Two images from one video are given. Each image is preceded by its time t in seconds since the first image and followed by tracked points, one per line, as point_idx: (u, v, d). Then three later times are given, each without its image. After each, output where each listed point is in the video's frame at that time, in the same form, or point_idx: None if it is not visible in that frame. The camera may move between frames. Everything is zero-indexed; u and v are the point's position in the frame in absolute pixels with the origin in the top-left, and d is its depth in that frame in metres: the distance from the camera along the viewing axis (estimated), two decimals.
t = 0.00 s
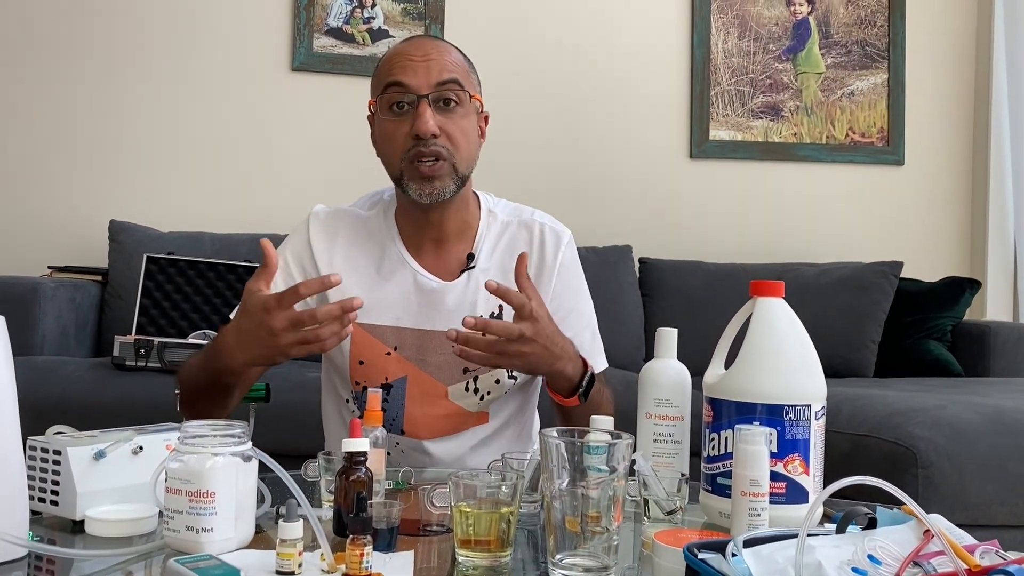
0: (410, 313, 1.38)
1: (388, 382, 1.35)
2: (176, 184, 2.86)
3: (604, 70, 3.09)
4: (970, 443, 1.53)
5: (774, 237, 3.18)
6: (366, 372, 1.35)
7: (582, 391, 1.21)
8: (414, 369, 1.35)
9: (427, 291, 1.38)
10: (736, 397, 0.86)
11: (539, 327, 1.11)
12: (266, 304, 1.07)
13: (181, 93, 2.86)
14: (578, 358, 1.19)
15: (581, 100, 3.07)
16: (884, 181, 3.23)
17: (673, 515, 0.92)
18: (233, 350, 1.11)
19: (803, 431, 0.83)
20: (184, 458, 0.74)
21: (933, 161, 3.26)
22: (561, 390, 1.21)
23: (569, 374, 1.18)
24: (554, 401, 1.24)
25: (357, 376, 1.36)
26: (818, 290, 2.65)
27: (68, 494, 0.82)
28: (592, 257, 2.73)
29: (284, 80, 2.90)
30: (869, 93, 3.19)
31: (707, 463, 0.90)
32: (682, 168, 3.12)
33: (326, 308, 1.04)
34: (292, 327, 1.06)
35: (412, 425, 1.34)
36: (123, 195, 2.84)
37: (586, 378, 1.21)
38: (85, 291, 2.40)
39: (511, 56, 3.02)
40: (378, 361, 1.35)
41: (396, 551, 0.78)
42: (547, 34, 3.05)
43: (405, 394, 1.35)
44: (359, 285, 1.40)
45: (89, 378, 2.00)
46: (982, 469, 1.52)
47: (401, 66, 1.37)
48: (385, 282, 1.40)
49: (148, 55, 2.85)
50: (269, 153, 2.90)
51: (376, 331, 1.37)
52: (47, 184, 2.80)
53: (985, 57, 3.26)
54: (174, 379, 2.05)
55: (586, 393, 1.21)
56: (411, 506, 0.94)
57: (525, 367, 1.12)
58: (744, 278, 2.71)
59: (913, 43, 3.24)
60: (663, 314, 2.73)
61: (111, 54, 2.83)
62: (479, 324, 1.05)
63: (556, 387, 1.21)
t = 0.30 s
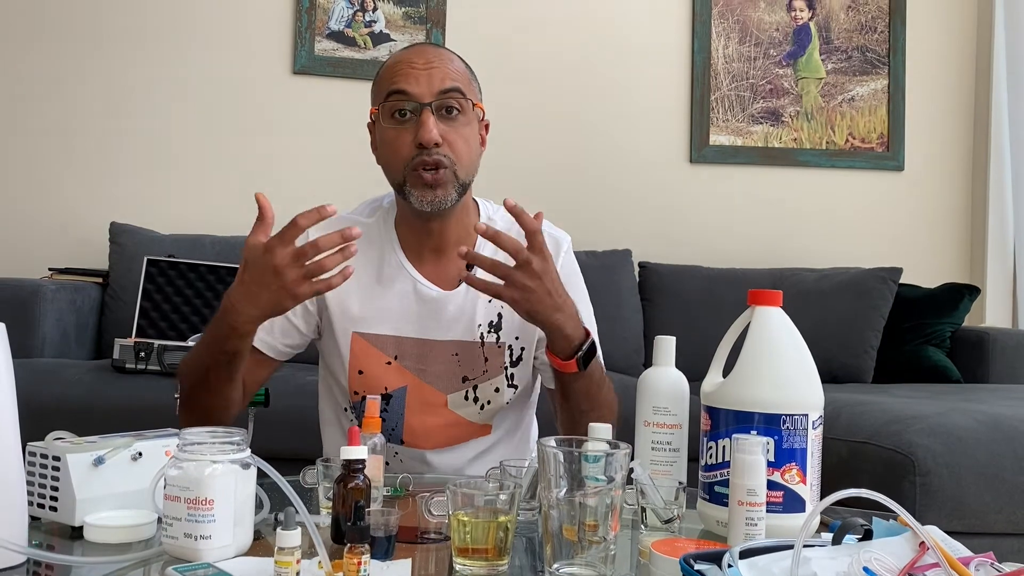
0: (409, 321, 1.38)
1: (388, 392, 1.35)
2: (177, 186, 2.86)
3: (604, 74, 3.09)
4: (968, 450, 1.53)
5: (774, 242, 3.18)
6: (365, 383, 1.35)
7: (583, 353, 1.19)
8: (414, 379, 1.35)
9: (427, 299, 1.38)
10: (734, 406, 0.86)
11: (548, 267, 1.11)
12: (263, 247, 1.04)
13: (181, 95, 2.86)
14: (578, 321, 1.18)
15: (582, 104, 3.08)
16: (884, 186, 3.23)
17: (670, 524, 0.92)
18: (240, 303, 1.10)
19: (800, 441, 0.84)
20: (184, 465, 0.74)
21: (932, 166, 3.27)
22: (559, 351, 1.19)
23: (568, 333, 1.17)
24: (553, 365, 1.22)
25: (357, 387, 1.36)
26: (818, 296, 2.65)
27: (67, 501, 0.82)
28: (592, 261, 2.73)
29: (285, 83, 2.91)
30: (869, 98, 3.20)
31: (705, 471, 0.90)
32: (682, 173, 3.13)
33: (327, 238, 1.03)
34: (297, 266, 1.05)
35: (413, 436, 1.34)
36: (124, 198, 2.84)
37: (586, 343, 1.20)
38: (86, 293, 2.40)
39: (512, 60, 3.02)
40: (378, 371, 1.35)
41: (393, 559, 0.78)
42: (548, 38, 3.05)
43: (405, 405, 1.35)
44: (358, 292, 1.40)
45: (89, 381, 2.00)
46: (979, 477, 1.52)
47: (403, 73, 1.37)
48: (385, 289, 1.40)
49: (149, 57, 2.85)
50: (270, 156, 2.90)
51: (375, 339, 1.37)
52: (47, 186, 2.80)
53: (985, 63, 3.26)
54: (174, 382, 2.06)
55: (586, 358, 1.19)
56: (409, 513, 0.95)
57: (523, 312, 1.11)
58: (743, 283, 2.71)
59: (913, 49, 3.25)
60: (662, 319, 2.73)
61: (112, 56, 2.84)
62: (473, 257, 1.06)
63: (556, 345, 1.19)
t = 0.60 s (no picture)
0: (409, 328, 1.38)
1: (387, 400, 1.34)
2: (177, 189, 2.86)
3: (605, 78, 3.09)
4: (968, 458, 1.53)
5: (773, 247, 3.18)
6: (365, 390, 1.35)
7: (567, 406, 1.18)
8: (414, 387, 1.35)
9: (427, 307, 1.38)
10: (735, 414, 0.86)
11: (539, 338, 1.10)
12: (241, 317, 1.06)
13: (182, 98, 2.86)
14: (565, 371, 1.17)
15: (582, 108, 3.08)
16: (884, 191, 3.23)
17: (670, 532, 0.92)
18: (229, 364, 1.12)
19: (800, 450, 0.83)
20: (182, 472, 0.74)
21: (932, 172, 3.27)
22: (544, 402, 1.18)
23: (553, 387, 1.16)
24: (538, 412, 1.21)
25: (356, 394, 1.35)
26: (817, 302, 2.65)
27: (65, 507, 0.82)
28: (592, 265, 2.73)
29: (285, 87, 2.91)
30: (869, 104, 3.20)
31: (705, 480, 0.90)
32: (682, 178, 3.13)
33: (293, 311, 1.04)
34: (272, 338, 1.06)
35: (411, 444, 1.34)
36: (124, 200, 2.84)
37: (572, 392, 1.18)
38: (85, 296, 2.40)
39: (512, 64, 3.03)
40: (377, 379, 1.35)
41: (392, 568, 0.78)
42: (549, 42, 3.05)
43: (404, 413, 1.34)
44: (359, 300, 1.40)
45: (88, 384, 2.00)
46: (979, 484, 1.52)
47: (404, 80, 1.37)
48: (385, 297, 1.40)
49: (150, 60, 2.85)
50: (270, 159, 2.90)
51: (374, 345, 1.36)
52: (47, 188, 2.80)
53: (986, 68, 3.26)
54: (173, 385, 2.05)
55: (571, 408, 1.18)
56: (409, 520, 0.95)
57: (508, 372, 1.11)
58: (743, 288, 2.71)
59: (914, 54, 3.25)
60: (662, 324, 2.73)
61: (113, 59, 2.83)
62: (458, 329, 1.06)
63: (539, 398, 1.18)
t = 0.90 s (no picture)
0: (409, 327, 1.38)
1: (387, 399, 1.34)
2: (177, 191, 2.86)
3: (605, 82, 3.10)
4: (968, 463, 1.53)
5: (773, 250, 3.18)
6: (365, 389, 1.35)
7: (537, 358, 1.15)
8: (414, 386, 1.35)
9: (427, 306, 1.38)
10: (735, 418, 0.86)
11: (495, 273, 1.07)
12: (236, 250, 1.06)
13: (182, 100, 2.86)
14: (532, 325, 1.14)
15: (582, 112, 3.08)
16: (883, 196, 3.24)
17: (669, 536, 0.92)
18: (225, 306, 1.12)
19: (800, 454, 0.83)
20: (181, 475, 0.74)
21: (931, 176, 3.27)
22: (515, 357, 1.16)
23: (517, 337, 1.13)
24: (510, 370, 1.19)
25: (356, 393, 1.35)
26: (817, 305, 2.65)
27: (63, 510, 0.82)
28: (591, 268, 2.73)
29: (285, 89, 2.91)
30: (869, 108, 3.20)
31: (704, 483, 0.90)
32: (682, 181, 3.13)
33: (287, 239, 1.04)
34: (266, 270, 1.07)
35: (411, 443, 1.34)
36: (123, 202, 2.84)
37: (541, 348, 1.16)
38: (84, 297, 2.40)
39: (512, 67, 3.03)
40: (378, 378, 1.34)
41: (391, 571, 0.77)
42: (549, 45, 3.06)
43: (404, 412, 1.34)
44: (359, 300, 1.40)
45: (87, 387, 1.99)
46: (979, 489, 1.51)
47: (397, 82, 1.38)
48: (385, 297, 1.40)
49: (150, 62, 2.85)
50: (270, 161, 2.90)
51: (373, 345, 1.36)
52: (47, 189, 2.80)
53: (985, 73, 3.27)
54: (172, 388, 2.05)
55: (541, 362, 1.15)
56: (408, 524, 0.94)
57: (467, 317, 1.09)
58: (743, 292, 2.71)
59: (914, 59, 3.25)
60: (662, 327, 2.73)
61: (113, 61, 2.84)
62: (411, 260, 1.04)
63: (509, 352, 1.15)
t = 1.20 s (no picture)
0: (401, 330, 1.37)
1: (381, 402, 1.36)
2: (177, 194, 2.86)
3: (604, 85, 3.10)
4: (967, 467, 1.53)
5: (772, 254, 3.18)
6: (359, 393, 1.36)
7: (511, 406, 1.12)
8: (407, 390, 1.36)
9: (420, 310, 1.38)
10: (734, 423, 0.86)
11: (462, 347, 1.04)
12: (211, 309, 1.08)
13: (182, 103, 2.86)
14: (504, 373, 1.11)
15: (582, 115, 3.08)
16: (882, 199, 3.24)
17: (669, 541, 0.92)
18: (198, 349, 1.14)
19: (799, 458, 0.83)
20: (179, 480, 0.74)
21: (930, 180, 3.27)
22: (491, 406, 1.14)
23: (491, 389, 1.10)
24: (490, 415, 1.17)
25: (351, 397, 1.36)
26: (816, 309, 2.65)
27: (62, 514, 0.82)
28: (591, 272, 2.73)
29: (285, 93, 2.91)
30: (868, 111, 3.21)
31: (703, 488, 0.90)
32: (681, 185, 3.13)
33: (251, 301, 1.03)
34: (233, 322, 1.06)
35: (405, 446, 1.34)
36: (123, 205, 2.84)
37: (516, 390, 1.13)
38: (84, 301, 2.40)
39: (511, 71, 3.03)
40: (371, 381, 1.35)
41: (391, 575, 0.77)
42: (548, 49, 3.06)
43: (398, 417, 1.35)
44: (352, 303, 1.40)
45: (86, 390, 1.99)
46: (979, 493, 1.51)
47: (389, 86, 1.38)
48: (379, 299, 1.39)
49: (150, 65, 2.85)
50: (270, 165, 2.91)
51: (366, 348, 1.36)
52: (47, 192, 2.80)
53: (984, 77, 3.27)
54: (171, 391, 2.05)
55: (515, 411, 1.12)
56: (407, 529, 0.94)
57: (437, 386, 1.07)
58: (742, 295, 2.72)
59: (912, 63, 3.26)
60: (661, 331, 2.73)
61: (113, 64, 2.84)
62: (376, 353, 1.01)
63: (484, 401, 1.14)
